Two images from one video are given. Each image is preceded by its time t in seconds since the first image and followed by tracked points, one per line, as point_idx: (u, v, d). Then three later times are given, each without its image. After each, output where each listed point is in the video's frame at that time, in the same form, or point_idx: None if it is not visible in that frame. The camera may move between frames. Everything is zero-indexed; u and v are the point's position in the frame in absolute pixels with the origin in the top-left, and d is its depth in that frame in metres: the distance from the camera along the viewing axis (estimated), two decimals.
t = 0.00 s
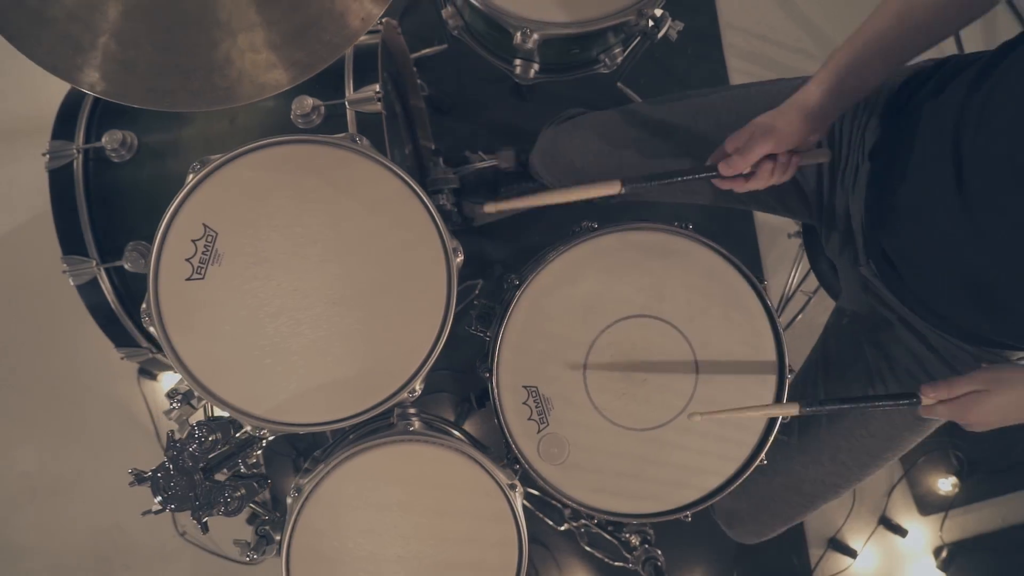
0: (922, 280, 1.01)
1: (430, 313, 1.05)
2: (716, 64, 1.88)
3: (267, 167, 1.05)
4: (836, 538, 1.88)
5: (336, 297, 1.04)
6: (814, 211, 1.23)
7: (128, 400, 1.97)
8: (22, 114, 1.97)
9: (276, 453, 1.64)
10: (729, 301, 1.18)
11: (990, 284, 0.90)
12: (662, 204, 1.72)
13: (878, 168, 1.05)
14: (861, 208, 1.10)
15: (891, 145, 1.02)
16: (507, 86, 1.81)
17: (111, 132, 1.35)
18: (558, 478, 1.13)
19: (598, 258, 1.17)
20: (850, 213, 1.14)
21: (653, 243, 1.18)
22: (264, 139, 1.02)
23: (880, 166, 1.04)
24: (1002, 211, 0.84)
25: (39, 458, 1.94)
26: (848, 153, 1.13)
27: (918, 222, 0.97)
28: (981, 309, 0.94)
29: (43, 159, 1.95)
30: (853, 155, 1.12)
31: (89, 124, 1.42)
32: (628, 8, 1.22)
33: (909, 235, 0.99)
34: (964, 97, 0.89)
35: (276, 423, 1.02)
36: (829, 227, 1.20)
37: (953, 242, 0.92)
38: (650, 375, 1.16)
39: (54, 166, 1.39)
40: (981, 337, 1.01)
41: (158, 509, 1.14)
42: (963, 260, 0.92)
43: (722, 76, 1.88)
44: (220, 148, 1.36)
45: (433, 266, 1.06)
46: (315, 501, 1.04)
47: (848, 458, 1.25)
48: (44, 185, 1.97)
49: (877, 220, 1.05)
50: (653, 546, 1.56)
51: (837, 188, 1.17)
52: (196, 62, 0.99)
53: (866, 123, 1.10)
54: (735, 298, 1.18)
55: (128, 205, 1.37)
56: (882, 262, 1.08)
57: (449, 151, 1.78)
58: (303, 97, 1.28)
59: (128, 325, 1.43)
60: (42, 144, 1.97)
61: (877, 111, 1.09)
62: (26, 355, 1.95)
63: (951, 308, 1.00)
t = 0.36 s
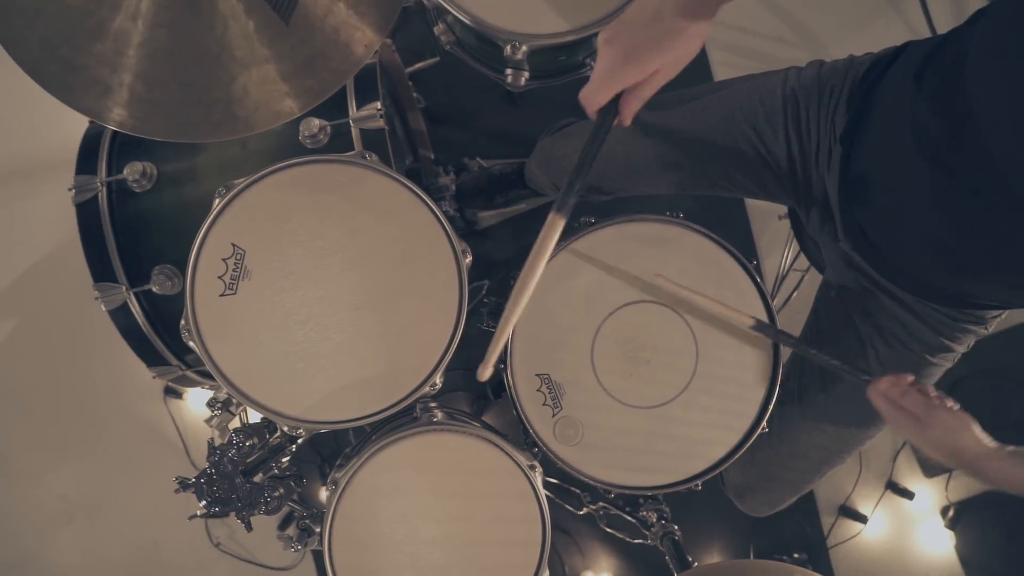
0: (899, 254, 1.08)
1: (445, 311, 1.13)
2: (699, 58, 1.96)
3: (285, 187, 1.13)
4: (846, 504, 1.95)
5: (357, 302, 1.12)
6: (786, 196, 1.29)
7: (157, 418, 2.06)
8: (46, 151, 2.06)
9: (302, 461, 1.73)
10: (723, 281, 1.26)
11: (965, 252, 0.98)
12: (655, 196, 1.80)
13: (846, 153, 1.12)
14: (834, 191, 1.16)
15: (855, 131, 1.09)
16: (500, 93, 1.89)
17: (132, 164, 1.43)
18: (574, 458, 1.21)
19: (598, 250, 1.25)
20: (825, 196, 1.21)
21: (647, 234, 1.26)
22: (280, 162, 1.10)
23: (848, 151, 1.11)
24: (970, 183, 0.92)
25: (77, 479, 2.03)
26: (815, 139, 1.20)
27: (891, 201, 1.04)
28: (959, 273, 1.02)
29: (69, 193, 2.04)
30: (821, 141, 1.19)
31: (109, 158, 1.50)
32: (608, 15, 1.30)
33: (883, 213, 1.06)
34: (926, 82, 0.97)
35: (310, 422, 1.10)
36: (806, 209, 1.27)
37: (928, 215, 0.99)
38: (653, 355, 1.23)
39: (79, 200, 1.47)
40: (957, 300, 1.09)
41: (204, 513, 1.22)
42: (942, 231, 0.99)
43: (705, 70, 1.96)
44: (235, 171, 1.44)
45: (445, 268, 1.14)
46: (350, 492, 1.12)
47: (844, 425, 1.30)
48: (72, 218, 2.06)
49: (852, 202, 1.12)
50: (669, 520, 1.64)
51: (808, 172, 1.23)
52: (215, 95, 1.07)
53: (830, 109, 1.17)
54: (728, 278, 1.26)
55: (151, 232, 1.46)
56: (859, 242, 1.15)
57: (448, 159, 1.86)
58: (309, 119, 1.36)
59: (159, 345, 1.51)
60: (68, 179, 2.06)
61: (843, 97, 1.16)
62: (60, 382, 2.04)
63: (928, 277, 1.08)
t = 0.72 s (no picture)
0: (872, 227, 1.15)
1: (460, 312, 1.21)
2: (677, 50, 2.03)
3: (300, 211, 1.21)
4: (861, 465, 2.01)
5: (377, 312, 1.20)
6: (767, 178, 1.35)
7: (191, 445, 2.14)
8: (68, 199, 2.15)
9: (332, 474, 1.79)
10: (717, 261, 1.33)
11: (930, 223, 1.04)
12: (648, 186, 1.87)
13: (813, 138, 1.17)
14: (807, 173, 1.22)
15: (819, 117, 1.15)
16: (490, 103, 1.97)
17: (150, 205, 1.51)
18: (593, 439, 1.28)
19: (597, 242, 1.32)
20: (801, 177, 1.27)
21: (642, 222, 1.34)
22: (294, 189, 1.18)
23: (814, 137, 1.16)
24: (927, 162, 0.98)
25: (121, 511, 2.11)
26: (785, 126, 1.25)
27: (859, 181, 1.10)
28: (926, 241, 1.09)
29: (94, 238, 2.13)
30: (792, 124, 1.23)
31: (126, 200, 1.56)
32: (584, 23, 1.37)
33: (853, 192, 1.13)
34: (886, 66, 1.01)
35: (344, 427, 1.18)
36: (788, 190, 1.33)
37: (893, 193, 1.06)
38: (658, 336, 1.31)
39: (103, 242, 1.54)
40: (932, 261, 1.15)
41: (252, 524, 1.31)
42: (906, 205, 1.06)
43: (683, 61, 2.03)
44: (247, 201, 1.52)
45: (456, 272, 1.22)
46: (387, 490, 1.20)
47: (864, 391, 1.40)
48: (99, 262, 2.14)
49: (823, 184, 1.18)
50: (691, 493, 1.71)
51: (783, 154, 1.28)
52: (228, 131, 1.15)
53: (796, 96, 1.21)
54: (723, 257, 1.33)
55: (174, 267, 1.53)
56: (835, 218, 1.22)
57: (444, 170, 1.94)
58: (312, 145, 1.43)
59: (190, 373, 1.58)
60: (88, 223, 2.15)
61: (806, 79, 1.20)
62: (97, 418, 2.13)
63: (901, 246, 1.14)
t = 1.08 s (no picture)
0: (868, 173, 1.22)
1: (473, 317, 1.29)
2: (651, 43, 2.10)
3: (312, 238, 1.28)
4: (874, 424, 2.06)
5: (395, 324, 1.27)
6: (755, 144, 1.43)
7: (226, 475, 2.22)
8: (87, 250, 2.22)
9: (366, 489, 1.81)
10: (710, 240, 1.40)
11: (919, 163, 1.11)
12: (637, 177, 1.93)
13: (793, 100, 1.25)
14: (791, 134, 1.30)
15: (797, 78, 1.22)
16: (477, 114, 2.04)
17: (166, 248, 1.58)
18: (610, 422, 1.35)
19: (593, 234, 1.39)
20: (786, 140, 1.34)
21: (634, 210, 1.40)
22: (306, 218, 1.25)
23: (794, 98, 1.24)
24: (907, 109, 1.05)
25: (167, 544, 2.19)
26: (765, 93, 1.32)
27: (846, 133, 1.17)
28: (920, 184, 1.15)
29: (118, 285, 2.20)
30: (771, 90, 1.30)
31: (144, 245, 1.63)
32: (559, 31, 1.44)
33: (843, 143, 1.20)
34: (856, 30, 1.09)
35: (376, 435, 1.26)
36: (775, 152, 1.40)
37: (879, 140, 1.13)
38: (662, 318, 1.37)
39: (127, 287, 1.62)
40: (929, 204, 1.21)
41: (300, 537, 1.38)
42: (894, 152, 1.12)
43: (659, 53, 2.10)
44: (258, 233, 1.59)
45: (465, 279, 1.29)
46: (424, 489, 1.26)
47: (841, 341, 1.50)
48: (124, 308, 2.22)
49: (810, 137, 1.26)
50: (710, 466, 1.77)
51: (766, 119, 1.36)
52: (240, 171, 1.23)
53: (772, 62, 1.29)
54: (715, 236, 1.40)
55: (195, 304, 1.60)
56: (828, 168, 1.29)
57: (439, 183, 2.02)
58: (314, 175, 1.53)
59: (221, 404, 1.65)
60: (104, 270, 2.22)
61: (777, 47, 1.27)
62: (135, 458, 2.21)
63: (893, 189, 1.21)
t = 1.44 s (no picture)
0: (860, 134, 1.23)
1: (486, 322, 1.35)
2: (625, 38, 2.16)
3: (326, 265, 1.35)
4: (885, 382, 2.10)
5: (414, 337, 1.34)
6: (731, 128, 1.49)
7: (265, 503, 2.29)
8: (108, 300, 2.29)
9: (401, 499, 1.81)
10: (702, 223, 1.46)
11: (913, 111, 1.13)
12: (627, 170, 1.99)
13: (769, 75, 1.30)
14: (770, 110, 1.35)
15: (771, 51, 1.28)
16: (466, 127, 2.11)
17: (186, 290, 1.64)
18: (627, 407, 1.41)
19: (591, 228, 1.45)
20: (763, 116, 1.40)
21: (627, 202, 1.45)
22: (319, 246, 1.32)
23: (771, 72, 1.29)
24: (888, 63, 1.10)
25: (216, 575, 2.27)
26: (740, 73, 1.39)
27: (831, 98, 1.21)
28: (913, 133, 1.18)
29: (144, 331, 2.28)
30: (746, 72, 1.37)
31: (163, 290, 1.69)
32: (536, 41, 1.51)
33: (828, 110, 1.23)
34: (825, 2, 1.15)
35: (408, 442, 1.32)
36: (754, 132, 1.46)
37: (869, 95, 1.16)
38: (665, 302, 1.44)
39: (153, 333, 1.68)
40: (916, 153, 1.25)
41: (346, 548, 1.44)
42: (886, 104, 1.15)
43: (633, 47, 2.17)
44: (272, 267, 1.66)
45: (475, 287, 1.35)
46: (458, 491, 1.32)
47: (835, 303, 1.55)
48: (151, 352, 2.30)
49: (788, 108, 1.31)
50: (731, 442, 1.84)
51: (742, 99, 1.42)
52: (253, 211, 1.30)
53: (743, 44, 1.37)
54: (706, 219, 1.47)
55: (219, 341, 1.66)
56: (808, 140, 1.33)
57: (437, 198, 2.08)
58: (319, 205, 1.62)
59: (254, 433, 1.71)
60: (125, 318, 2.29)
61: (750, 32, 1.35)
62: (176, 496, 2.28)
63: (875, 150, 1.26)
